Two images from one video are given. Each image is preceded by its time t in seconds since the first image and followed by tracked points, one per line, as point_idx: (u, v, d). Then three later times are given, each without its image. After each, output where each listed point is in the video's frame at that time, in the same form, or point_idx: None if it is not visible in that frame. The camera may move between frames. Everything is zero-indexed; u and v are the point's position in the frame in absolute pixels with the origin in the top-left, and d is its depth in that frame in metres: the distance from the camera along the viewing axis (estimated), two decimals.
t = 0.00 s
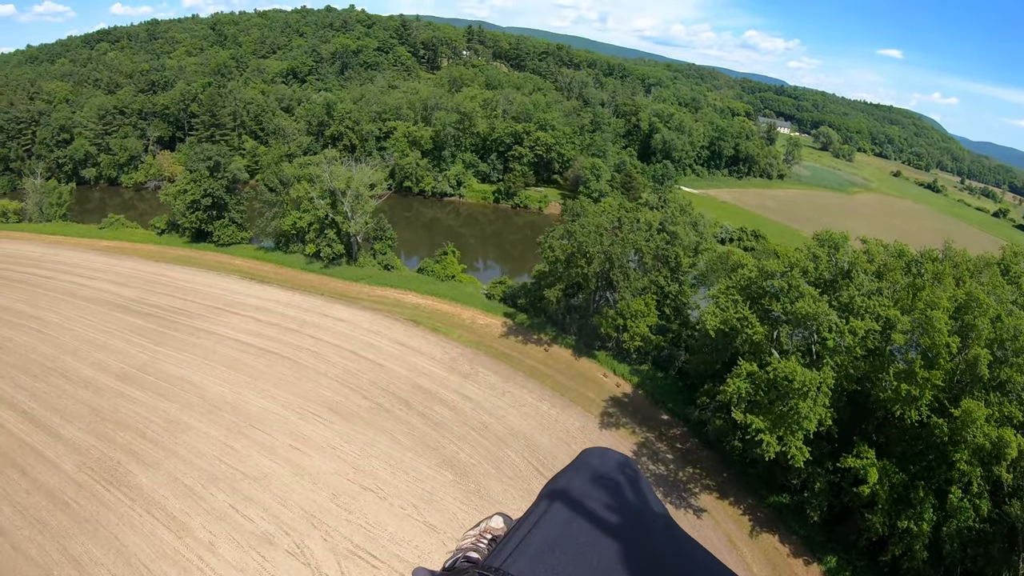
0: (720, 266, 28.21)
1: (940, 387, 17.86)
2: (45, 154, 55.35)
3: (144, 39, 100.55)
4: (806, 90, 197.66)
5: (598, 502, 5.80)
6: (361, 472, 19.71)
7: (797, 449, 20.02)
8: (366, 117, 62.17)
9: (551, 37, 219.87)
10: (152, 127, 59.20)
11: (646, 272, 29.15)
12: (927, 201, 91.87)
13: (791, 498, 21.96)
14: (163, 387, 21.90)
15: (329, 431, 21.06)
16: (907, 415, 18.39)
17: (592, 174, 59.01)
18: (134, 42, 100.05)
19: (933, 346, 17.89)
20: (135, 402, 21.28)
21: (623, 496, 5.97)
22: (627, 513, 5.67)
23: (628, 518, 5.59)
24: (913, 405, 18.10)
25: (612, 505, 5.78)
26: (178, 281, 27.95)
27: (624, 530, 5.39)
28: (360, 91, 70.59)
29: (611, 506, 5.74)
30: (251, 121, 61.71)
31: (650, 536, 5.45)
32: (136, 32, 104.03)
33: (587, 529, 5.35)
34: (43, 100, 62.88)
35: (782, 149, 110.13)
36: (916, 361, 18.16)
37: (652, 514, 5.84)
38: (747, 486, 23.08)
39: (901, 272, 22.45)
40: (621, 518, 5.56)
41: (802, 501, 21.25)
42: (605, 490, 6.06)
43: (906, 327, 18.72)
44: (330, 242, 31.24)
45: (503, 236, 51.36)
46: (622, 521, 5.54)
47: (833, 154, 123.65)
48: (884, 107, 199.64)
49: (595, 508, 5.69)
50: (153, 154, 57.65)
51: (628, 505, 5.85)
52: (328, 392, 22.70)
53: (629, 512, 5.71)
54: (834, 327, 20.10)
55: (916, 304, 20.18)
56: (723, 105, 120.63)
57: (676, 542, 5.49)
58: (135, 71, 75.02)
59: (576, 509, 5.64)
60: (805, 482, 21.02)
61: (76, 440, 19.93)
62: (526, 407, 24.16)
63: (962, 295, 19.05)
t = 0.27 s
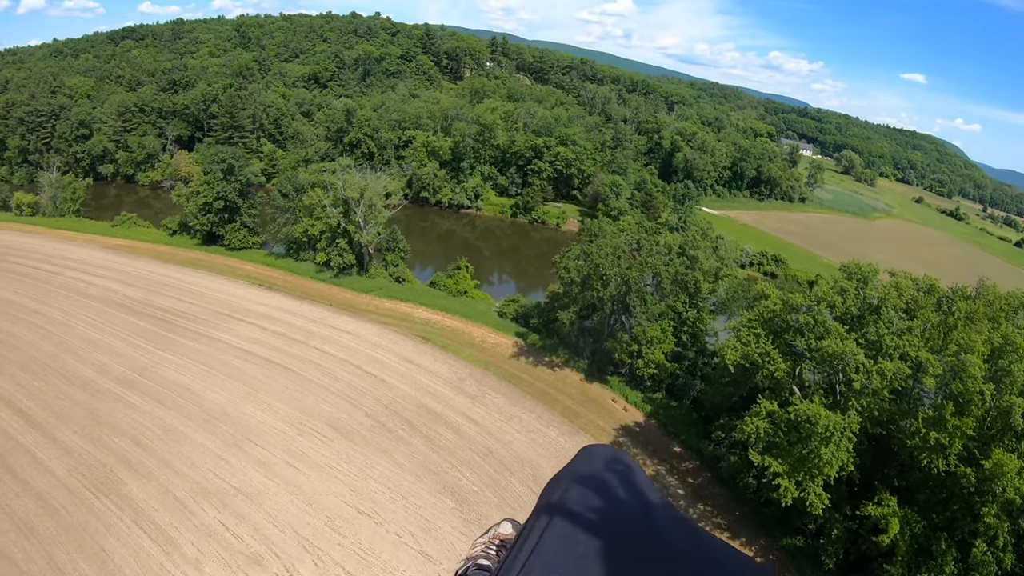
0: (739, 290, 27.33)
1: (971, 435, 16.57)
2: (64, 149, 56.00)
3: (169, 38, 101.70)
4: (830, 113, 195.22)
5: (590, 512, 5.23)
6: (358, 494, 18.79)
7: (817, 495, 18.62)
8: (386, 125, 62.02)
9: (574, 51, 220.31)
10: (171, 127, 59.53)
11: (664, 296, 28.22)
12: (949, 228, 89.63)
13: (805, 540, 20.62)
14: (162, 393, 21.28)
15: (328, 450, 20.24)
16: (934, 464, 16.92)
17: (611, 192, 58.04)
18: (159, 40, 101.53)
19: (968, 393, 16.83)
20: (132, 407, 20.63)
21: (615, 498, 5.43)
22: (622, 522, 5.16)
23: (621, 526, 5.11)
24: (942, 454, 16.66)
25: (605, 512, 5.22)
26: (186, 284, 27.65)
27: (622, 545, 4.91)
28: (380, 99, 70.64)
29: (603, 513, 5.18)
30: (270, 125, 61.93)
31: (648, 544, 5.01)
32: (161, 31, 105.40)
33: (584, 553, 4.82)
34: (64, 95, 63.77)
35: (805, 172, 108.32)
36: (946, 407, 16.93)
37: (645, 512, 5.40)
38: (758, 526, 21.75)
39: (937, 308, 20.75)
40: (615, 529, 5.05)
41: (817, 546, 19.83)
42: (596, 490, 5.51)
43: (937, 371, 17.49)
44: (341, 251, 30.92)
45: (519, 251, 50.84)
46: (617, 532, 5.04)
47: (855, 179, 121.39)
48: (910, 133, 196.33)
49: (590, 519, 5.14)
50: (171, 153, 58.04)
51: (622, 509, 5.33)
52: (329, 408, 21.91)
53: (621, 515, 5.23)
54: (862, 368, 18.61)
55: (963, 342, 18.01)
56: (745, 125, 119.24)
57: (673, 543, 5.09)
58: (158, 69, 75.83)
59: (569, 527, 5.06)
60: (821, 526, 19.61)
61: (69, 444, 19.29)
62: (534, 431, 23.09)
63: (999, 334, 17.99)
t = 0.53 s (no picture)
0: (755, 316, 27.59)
1: (997, 482, 15.48)
2: (78, 135, 56.44)
3: (189, 29, 102.22)
4: (852, 130, 192.34)
5: (576, 513, 4.78)
6: (352, 508, 17.97)
7: (831, 538, 17.43)
8: (402, 126, 61.49)
9: (596, 58, 219.43)
10: (187, 119, 59.65)
11: (678, 314, 27.07)
12: (967, 251, 87.59)
13: None
14: (158, 392, 20.69)
15: (324, 460, 19.51)
16: (955, 513, 15.73)
17: (628, 202, 57.00)
18: (180, 30, 102.20)
19: (995, 440, 15.73)
20: (126, 405, 20.04)
21: (600, 497, 5.00)
22: (614, 522, 4.71)
23: (613, 526, 4.67)
24: (964, 502, 15.56)
25: (593, 514, 4.77)
26: (190, 280, 27.27)
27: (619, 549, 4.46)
28: (398, 99, 70.30)
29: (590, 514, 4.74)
30: (286, 121, 61.85)
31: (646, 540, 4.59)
32: (183, 23, 106.07)
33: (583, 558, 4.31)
34: (82, 82, 64.14)
35: (824, 189, 106.39)
36: (971, 451, 15.80)
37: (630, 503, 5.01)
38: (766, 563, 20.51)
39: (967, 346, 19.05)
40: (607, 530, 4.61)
41: None
42: (578, 494, 5.06)
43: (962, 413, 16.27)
44: (349, 253, 30.56)
45: (531, 258, 50.43)
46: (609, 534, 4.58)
47: (874, 198, 119.30)
48: (933, 154, 192.93)
49: (580, 524, 4.64)
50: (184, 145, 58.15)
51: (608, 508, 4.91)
52: (327, 417, 21.21)
53: (608, 513, 4.81)
54: (886, 407, 17.16)
55: (995, 388, 17.09)
56: (765, 139, 117.65)
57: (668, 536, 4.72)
58: (176, 60, 76.09)
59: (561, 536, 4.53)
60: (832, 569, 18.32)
61: (59, 440, 18.68)
62: (538, 450, 22.18)
63: None
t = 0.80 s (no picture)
0: (779, 340, 26.40)
1: None
2: (99, 124, 57.28)
3: (216, 22, 103.16)
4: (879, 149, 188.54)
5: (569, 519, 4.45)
6: (348, 523, 17.09)
7: None
8: (423, 127, 60.80)
9: (621, 67, 218.10)
10: (208, 111, 59.88)
11: (696, 336, 25.89)
12: (988, 275, 84.97)
13: None
14: (158, 391, 20.16)
15: (322, 471, 18.73)
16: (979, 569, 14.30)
17: (648, 214, 55.73)
18: (208, 23, 103.30)
19: None
20: (124, 402, 19.50)
21: (592, 499, 4.68)
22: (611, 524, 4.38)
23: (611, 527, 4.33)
24: (989, 557, 14.18)
25: (586, 518, 4.45)
26: (200, 276, 26.95)
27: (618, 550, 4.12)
28: (421, 100, 69.96)
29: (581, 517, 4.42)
30: (307, 117, 61.88)
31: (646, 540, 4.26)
32: (210, 15, 106.97)
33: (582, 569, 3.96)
34: (105, 71, 64.75)
35: (850, 209, 103.82)
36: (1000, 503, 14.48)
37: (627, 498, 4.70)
38: None
39: (1006, 388, 17.36)
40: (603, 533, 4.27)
41: None
42: (567, 500, 4.76)
43: (992, 460, 15.00)
44: (361, 255, 30.08)
45: (548, 266, 49.81)
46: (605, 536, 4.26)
47: (898, 218, 116.38)
48: (962, 177, 188.47)
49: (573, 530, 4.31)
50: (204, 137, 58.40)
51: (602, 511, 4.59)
52: (328, 426, 20.49)
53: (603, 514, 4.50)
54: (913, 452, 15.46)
55: None
56: (789, 155, 115.48)
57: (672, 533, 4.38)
58: (201, 53, 76.67)
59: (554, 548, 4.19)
60: None
61: (55, 434, 18.14)
62: (546, 471, 21.16)
63: None
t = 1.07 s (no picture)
0: (800, 369, 25.87)
1: None
2: (122, 113, 57.72)
3: (243, 14, 103.80)
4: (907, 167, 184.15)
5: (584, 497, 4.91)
6: (345, 537, 16.24)
7: None
8: (446, 128, 60.20)
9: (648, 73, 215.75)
10: (231, 104, 60.05)
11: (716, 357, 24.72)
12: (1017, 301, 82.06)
13: None
14: (162, 389, 19.66)
15: (323, 481, 17.95)
16: None
17: (671, 226, 54.21)
18: (235, 15, 103.89)
19: None
20: (126, 398, 19.00)
21: (581, 489, 4.99)
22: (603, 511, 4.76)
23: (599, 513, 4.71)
24: None
25: (578, 507, 4.76)
26: (212, 272, 26.57)
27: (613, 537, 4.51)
28: (445, 100, 69.44)
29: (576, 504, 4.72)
30: (329, 113, 61.77)
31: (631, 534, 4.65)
32: (238, 7, 107.71)
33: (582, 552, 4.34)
34: (130, 60, 65.31)
35: (875, 227, 100.68)
36: None
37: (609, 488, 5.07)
38: None
39: None
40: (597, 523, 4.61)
41: None
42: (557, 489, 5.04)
43: None
44: (376, 257, 29.57)
45: (567, 274, 49.30)
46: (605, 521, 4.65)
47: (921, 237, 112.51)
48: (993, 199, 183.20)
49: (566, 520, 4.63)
50: (225, 129, 58.56)
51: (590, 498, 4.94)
52: (332, 434, 19.74)
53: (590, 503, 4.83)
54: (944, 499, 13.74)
55: None
56: (815, 169, 112.88)
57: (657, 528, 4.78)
58: (227, 45, 77.02)
59: (556, 533, 4.51)
60: None
61: (54, 429, 17.64)
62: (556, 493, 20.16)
63: None
